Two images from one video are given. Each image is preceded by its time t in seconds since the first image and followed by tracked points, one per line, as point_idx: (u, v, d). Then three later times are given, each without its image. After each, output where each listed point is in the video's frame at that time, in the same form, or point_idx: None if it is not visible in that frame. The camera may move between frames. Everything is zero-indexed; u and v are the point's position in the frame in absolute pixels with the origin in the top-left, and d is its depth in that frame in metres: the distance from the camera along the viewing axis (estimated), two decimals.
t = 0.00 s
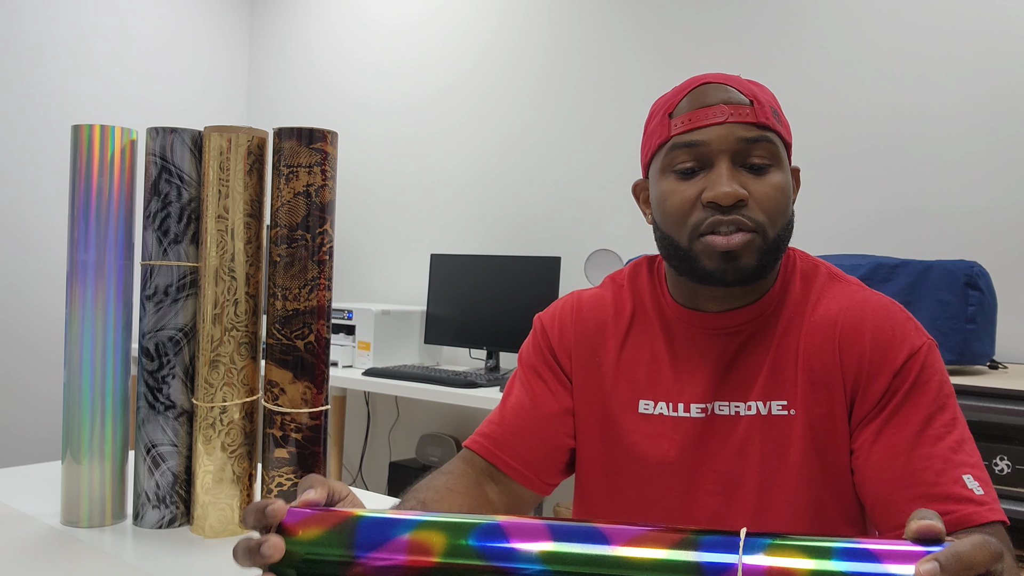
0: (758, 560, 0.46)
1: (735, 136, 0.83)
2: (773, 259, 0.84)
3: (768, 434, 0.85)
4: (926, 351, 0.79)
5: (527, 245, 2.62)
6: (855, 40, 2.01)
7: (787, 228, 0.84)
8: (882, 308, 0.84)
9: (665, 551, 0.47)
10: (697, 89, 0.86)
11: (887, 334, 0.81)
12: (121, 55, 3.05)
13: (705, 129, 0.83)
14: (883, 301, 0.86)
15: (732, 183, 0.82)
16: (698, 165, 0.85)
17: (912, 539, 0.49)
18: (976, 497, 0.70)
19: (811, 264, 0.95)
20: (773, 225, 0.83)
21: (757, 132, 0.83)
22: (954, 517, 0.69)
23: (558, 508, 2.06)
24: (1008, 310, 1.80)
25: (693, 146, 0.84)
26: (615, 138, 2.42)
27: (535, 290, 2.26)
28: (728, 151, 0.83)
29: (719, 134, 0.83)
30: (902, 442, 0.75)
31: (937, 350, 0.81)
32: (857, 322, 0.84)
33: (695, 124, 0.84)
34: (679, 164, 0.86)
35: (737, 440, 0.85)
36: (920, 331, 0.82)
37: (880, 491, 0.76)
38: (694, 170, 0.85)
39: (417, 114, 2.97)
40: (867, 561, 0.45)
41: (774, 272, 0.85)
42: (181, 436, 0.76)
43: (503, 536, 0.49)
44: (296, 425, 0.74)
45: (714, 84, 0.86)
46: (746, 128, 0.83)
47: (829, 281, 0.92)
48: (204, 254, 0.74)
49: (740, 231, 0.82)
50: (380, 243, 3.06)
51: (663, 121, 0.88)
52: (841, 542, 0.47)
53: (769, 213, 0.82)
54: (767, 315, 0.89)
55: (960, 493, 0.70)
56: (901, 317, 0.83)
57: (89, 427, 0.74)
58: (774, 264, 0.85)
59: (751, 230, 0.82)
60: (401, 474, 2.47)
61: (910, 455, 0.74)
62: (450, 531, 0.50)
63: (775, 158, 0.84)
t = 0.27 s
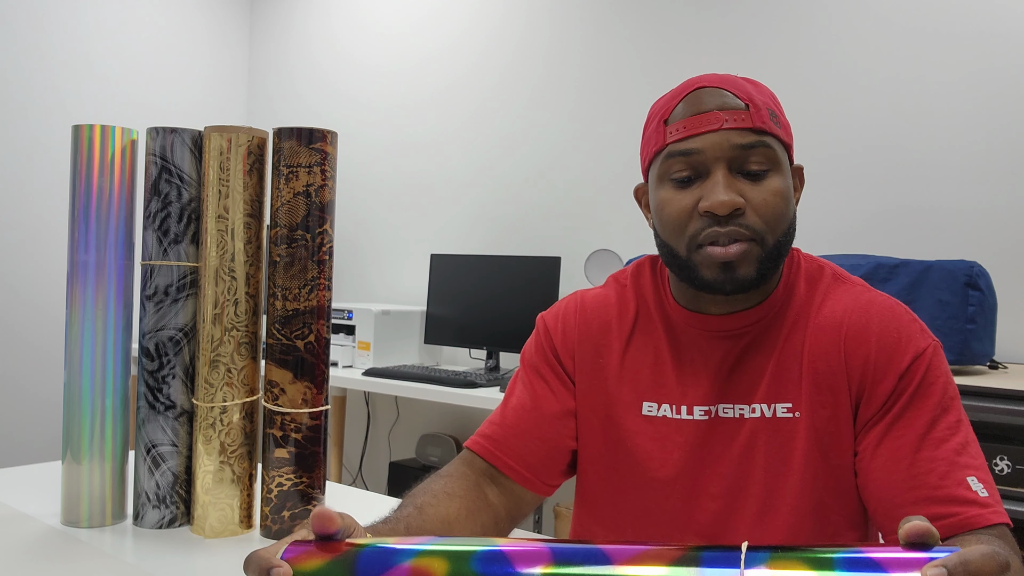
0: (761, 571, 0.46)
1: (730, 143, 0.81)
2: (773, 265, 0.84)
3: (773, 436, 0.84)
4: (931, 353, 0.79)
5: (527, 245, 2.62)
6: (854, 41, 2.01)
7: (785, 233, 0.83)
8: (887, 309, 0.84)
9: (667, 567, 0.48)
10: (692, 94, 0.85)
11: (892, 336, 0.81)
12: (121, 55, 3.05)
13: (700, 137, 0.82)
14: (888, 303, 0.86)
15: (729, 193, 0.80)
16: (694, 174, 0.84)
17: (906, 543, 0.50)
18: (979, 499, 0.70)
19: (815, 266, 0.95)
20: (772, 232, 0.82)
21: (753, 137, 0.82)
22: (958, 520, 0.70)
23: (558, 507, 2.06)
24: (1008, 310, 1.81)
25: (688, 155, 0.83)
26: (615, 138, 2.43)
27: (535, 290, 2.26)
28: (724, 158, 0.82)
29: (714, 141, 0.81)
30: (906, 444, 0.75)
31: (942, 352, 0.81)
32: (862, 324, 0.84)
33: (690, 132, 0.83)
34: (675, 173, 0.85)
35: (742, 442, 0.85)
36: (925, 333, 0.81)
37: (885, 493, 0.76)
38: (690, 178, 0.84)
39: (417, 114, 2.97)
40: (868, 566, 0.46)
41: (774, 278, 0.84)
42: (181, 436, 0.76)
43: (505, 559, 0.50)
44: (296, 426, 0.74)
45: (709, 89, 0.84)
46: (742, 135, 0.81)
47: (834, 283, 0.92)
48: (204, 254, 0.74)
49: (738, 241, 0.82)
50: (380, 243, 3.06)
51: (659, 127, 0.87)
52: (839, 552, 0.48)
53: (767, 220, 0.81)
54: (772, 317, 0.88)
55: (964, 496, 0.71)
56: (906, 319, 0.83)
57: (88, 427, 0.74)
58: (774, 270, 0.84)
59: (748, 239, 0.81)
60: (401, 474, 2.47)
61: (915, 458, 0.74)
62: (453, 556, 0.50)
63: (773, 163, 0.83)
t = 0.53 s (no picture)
0: None
1: (699, 162, 0.80)
2: (753, 272, 0.86)
3: (770, 439, 0.84)
4: (927, 353, 0.78)
5: (527, 244, 2.62)
6: (854, 41, 2.02)
7: (763, 240, 0.85)
8: (883, 310, 0.83)
9: None
10: (662, 107, 0.82)
11: (888, 336, 0.80)
12: (121, 55, 3.05)
13: (669, 161, 0.81)
14: (885, 303, 0.85)
15: (701, 213, 0.82)
16: (668, 193, 0.84)
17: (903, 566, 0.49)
18: (976, 499, 0.70)
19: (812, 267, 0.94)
20: (748, 242, 0.84)
21: (723, 152, 0.80)
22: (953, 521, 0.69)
23: (558, 507, 2.06)
24: (1008, 310, 1.81)
25: (659, 175, 0.83)
26: (614, 138, 2.43)
27: (535, 290, 2.26)
28: (695, 177, 0.82)
29: (683, 162, 0.81)
30: (903, 445, 0.75)
31: (939, 351, 0.80)
32: (858, 325, 0.83)
33: (658, 154, 0.82)
34: (649, 193, 0.85)
35: (738, 444, 0.84)
36: (923, 333, 0.81)
37: (880, 493, 0.75)
38: (664, 196, 0.85)
39: (417, 114, 2.97)
40: None
41: (756, 285, 0.86)
42: (181, 436, 0.76)
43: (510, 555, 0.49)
44: (296, 425, 0.74)
45: (676, 102, 0.81)
46: (711, 152, 0.80)
47: (830, 283, 0.91)
48: (205, 254, 0.74)
49: (714, 255, 0.84)
50: (380, 243, 3.06)
51: (632, 143, 0.86)
52: None
53: (743, 233, 0.83)
54: (765, 317, 0.88)
55: (959, 495, 0.70)
56: (903, 319, 0.82)
57: (88, 427, 0.74)
58: (754, 276, 0.86)
59: (725, 253, 0.84)
60: (401, 474, 2.47)
61: (911, 458, 0.74)
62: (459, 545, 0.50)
63: (746, 173, 0.82)
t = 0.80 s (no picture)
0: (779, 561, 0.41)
1: (672, 157, 0.81)
2: (730, 269, 0.85)
3: (756, 443, 0.83)
4: (916, 357, 0.77)
5: (527, 244, 2.62)
6: (854, 41, 2.02)
7: (738, 237, 0.85)
8: (872, 314, 0.82)
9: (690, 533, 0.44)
10: (637, 107, 0.83)
11: (876, 340, 0.80)
12: (122, 55, 3.06)
13: (643, 156, 0.81)
14: (874, 308, 0.84)
15: (676, 208, 0.81)
16: (643, 189, 0.84)
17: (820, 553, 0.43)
18: (965, 500, 0.68)
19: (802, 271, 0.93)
20: (723, 239, 0.83)
21: (696, 148, 0.81)
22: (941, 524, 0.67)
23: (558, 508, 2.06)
24: (1008, 310, 1.80)
25: (633, 172, 0.83)
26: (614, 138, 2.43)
27: (534, 289, 2.26)
28: (669, 173, 0.82)
29: (656, 158, 0.81)
30: (891, 449, 0.74)
31: (930, 355, 0.79)
32: (845, 329, 0.82)
33: (632, 151, 0.82)
34: (625, 191, 0.86)
35: (722, 448, 0.84)
36: (912, 337, 0.80)
37: (870, 499, 0.74)
38: (641, 193, 0.85)
39: (417, 114, 2.97)
40: None
41: (732, 283, 0.86)
42: (182, 436, 0.76)
43: (533, 492, 0.48)
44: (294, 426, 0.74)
45: (650, 101, 0.82)
46: (683, 148, 0.81)
47: (820, 287, 0.90)
48: (205, 254, 0.74)
49: (690, 252, 0.83)
50: (380, 243, 3.06)
51: (608, 144, 0.87)
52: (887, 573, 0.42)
53: (717, 229, 0.83)
54: (748, 321, 0.88)
55: (949, 498, 0.68)
56: (892, 324, 0.81)
57: (89, 427, 0.74)
58: (731, 274, 0.86)
59: (701, 249, 0.83)
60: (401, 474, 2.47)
61: (899, 462, 0.72)
62: (483, 478, 0.50)
63: (719, 169, 0.82)
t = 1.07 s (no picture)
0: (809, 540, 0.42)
1: (668, 142, 0.85)
2: (724, 254, 0.89)
3: (745, 431, 0.88)
4: (899, 343, 0.81)
5: (527, 244, 2.62)
6: (854, 40, 2.01)
7: (731, 222, 0.88)
8: (854, 305, 0.87)
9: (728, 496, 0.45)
10: (631, 101, 0.89)
11: (859, 330, 0.84)
12: (121, 56, 3.05)
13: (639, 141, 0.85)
14: (857, 299, 0.89)
15: (674, 190, 0.84)
16: (639, 176, 0.88)
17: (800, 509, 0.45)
18: (950, 478, 0.69)
19: (786, 265, 0.99)
20: (718, 222, 0.86)
21: (690, 134, 0.86)
22: (926, 500, 0.69)
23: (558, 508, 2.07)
24: (1008, 310, 1.80)
25: (630, 158, 0.87)
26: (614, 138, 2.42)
27: (534, 289, 2.26)
28: (665, 158, 0.86)
29: (653, 143, 0.85)
30: (876, 431, 0.77)
31: (914, 341, 0.83)
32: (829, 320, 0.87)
33: (629, 138, 0.86)
34: (622, 178, 0.89)
35: (713, 436, 0.89)
36: (894, 324, 0.84)
37: (857, 480, 0.77)
38: (637, 180, 0.88)
39: (417, 114, 2.97)
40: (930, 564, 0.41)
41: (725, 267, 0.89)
42: (182, 436, 0.76)
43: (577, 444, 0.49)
44: (294, 426, 0.74)
45: (643, 94, 0.88)
46: (678, 132, 0.85)
47: (803, 281, 0.95)
48: (204, 254, 0.74)
49: (687, 235, 0.86)
50: (380, 243, 3.06)
51: (603, 137, 0.91)
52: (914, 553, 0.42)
53: (712, 212, 0.86)
54: (734, 313, 0.93)
55: (932, 476, 0.70)
56: (873, 313, 0.86)
57: (89, 427, 0.74)
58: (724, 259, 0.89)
59: (698, 232, 0.86)
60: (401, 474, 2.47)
61: (884, 444, 0.75)
62: (525, 430, 0.51)
63: (712, 156, 0.87)
